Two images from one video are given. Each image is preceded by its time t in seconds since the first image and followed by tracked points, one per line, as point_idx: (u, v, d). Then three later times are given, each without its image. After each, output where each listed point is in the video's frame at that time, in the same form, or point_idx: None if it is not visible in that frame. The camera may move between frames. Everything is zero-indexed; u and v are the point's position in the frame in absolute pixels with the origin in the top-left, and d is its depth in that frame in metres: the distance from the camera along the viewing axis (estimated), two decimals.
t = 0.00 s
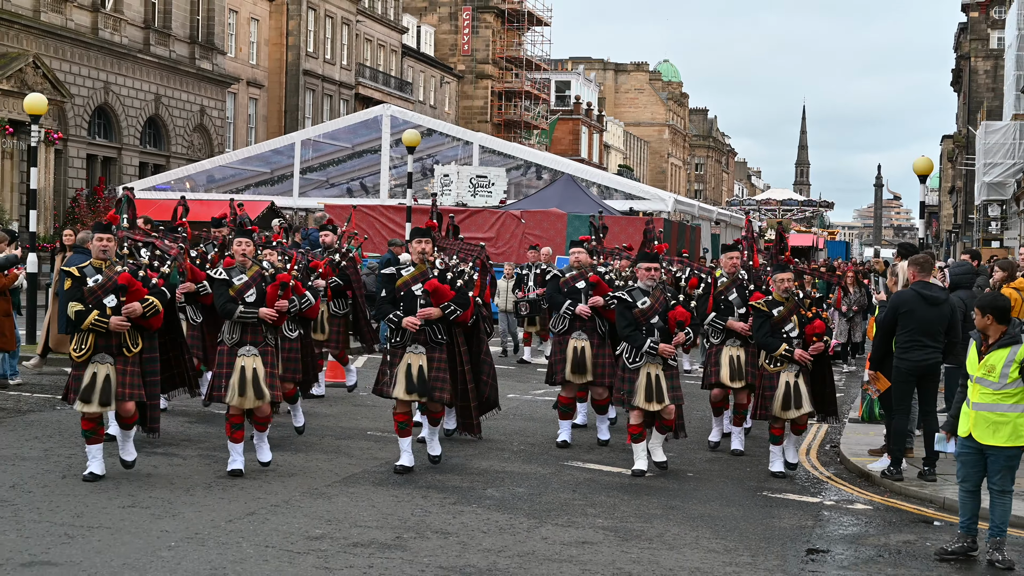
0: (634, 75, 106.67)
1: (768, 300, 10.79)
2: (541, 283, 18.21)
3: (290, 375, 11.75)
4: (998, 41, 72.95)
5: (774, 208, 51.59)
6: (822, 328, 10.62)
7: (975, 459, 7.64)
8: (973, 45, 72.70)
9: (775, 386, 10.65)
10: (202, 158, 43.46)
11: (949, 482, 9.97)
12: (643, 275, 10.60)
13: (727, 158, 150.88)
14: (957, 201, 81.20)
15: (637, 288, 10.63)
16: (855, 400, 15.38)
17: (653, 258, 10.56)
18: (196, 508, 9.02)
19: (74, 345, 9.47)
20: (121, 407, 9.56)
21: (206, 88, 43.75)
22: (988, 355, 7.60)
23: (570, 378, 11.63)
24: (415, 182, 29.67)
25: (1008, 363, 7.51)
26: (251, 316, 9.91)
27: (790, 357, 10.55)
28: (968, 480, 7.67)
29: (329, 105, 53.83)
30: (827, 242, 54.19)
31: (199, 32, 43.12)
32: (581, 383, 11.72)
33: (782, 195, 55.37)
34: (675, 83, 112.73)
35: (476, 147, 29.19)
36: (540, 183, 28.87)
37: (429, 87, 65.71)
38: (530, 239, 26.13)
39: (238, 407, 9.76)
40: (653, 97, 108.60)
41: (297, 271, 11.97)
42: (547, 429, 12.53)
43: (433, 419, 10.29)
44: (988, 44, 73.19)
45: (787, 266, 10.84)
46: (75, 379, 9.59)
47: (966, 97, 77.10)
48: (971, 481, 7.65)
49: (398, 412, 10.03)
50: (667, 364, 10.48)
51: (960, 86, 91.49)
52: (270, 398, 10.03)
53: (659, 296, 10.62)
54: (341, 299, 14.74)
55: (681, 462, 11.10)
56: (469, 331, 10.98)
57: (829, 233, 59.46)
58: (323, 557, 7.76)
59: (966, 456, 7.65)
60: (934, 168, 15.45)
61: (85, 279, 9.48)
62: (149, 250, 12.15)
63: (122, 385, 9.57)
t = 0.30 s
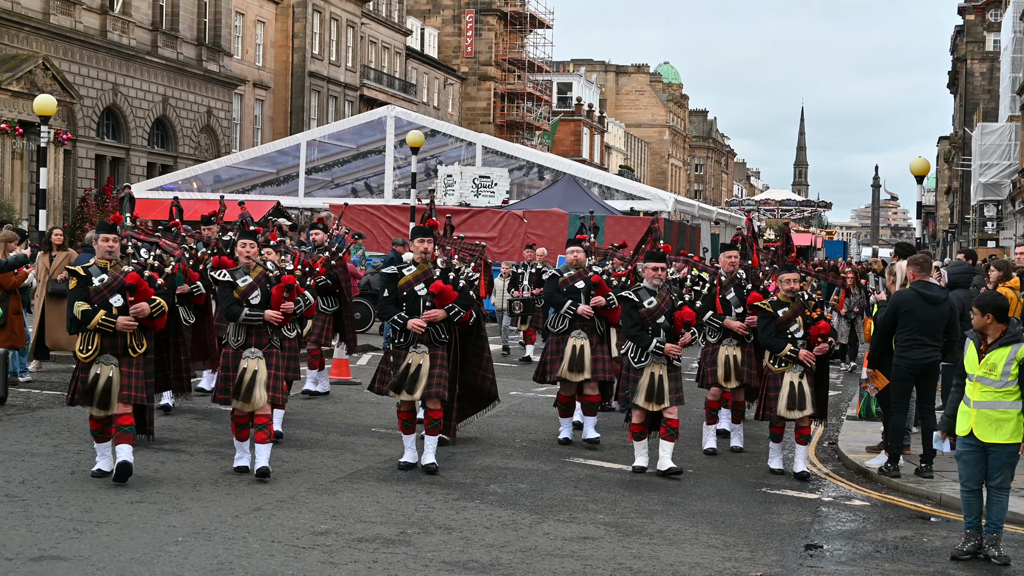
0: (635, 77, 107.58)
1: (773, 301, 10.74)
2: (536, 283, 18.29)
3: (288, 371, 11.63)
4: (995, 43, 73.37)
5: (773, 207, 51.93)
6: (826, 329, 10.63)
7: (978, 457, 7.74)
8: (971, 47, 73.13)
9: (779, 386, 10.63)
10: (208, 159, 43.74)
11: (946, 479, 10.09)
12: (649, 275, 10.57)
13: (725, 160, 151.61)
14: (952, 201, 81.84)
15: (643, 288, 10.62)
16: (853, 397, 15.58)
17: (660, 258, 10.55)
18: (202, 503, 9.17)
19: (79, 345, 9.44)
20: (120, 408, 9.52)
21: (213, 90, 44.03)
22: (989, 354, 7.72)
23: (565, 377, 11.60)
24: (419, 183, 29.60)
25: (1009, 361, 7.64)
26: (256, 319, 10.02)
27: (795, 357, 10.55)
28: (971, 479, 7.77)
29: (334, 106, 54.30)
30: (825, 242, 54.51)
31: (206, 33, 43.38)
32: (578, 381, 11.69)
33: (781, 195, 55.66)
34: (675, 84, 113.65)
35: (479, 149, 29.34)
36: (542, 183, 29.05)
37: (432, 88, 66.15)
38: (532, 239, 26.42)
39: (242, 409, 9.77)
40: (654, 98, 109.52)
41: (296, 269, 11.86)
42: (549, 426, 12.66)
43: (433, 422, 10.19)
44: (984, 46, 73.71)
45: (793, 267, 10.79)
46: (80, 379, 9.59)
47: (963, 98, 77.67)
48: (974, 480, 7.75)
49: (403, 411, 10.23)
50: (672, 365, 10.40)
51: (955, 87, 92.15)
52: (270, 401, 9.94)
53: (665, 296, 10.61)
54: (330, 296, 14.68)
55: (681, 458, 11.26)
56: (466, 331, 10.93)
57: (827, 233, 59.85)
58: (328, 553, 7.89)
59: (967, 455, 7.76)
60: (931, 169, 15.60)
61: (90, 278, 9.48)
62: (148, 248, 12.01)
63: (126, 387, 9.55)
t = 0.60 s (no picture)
0: (636, 80, 108.32)
1: (781, 301, 10.53)
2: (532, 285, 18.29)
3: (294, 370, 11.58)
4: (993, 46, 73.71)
5: (773, 209, 52.04)
6: (835, 328, 10.44)
7: (977, 455, 7.85)
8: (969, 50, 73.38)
9: (789, 387, 10.44)
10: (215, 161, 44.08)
11: (943, 477, 10.22)
12: (661, 277, 10.55)
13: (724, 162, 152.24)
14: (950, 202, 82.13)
15: (654, 290, 10.55)
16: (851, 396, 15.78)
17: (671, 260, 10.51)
18: (209, 500, 9.31)
19: (90, 345, 9.52)
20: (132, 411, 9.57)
21: (221, 93, 44.36)
22: (986, 353, 7.82)
23: (573, 378, 11.63)
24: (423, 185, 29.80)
25: (1007, 360, 7.76)
26: (266, 317, 9.98)
27: (804, 357, 10.35)
28: (970, 478, 7.88)
29: (339, 109, 54.66)
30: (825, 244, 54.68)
31: (213, 37, 43.71)
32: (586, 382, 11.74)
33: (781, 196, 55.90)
34: (676, 87, 114.36)
35: (483, 150, 29.56)
36: (545, 185, 29.17)
37: (437, 91, 66.58)
38: (535, 240, 26.66)
39: (255, 410, 9.85)
40: (655, 101, 110.14)
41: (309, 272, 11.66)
42: (551, 425, 12.81)
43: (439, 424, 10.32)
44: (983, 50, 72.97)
45: (801, 266, 10.61)
46: (90, 381, 9.58)
47: (961, 101, 78.01)
48: (973, 478, 7.87)
49: (410, 412, 10.36)
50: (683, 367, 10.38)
51: (954, 90, 92.48)
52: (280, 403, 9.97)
53: (677, 299, 10.55)
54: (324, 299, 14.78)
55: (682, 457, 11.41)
56: (470, 332, 11.03)
57: (826, 235, 60.12)
58: (333, 549, 8.03)
59: (966, 454, 7.87)
60: (930, 171, 15.71)
61: (101, 278, 9.57)
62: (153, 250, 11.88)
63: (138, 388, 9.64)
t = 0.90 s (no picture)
0: (637, 83, 108.78)
1: (784, 304, 10.56)
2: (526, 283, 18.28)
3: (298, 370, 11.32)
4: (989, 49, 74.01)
5: (771, 210, 52.18)
6: (840, 331, 10.46)
7: (985, 456, 7.88)
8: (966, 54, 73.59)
9: (797, 389, 10.42)
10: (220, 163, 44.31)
11: (941, 476, 10.29)
12: (668, 279, 10.58)
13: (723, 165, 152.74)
14: (948, 203, 82.34)
15: (660, 293, 10.57)
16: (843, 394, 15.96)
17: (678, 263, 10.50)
18: (214, 499, 9.40)
19: (92, 352, 9.10)
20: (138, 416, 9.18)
21: (225, 95, 44.57)
22: (995, 355, 7.82)
23: (577, 380, 11.60)
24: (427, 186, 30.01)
25: (1016, 361, 7.78)
26: (270, 321, 9.76)
27: (809, 360, 10.38)
28: (975, 478, 7.93)
29: (344, 112, 54.86)
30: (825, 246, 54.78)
31: (219, 40, 43.89)
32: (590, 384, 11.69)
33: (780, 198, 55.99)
34: (676, 90, 114.84)
35: (485, 152, 29.61)
36: (547, 187, 29.14)
37: (440, 93, 66.85)
38: (537, 242, 26.79)
39: (259, 414, 9.55)
40: (656, 104, 110.55)
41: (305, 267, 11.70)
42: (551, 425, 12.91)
43: (441, 422, 10.38)
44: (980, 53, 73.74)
45: (805, 269, 10.63)
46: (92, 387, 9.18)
47: (958, 102, 78.30)
48: (979, 478, 7.91)
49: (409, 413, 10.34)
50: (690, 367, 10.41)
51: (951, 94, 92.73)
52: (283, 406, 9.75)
53: (684, 300, 10.56)
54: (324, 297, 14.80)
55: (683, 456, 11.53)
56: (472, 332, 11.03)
57: (824, 236, 60.30)
58: (337, 548, 8.11)
59: (974, 455, 7.90)
60: (928, 171, 15.77)
61: (101, 284, 9.15)
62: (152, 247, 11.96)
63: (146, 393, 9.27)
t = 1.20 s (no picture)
0: (636, 89, 109.07)
1: (785, 307, 10.66)
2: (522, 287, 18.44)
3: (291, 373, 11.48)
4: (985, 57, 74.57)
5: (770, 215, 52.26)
6: (840, 334, 10.55)
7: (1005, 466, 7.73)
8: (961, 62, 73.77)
9: (796, 393, 10.54)
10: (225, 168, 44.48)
11: (936, 478, 10.42)
12: (669, 284, 10.55)
13: (721, 169, 153.01)
14: (944, 208, 82.45)
15: (663, 297, 10.59)
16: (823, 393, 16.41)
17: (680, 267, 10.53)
18: (219, 500, 9.55)
19: (82, 358, 8.85)
20: (131, 423, 8.96)
21: (230, 102, 44.75)
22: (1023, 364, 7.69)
23: (569, 385, 11.70)
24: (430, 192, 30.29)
25: None
26: (264, 327, 9.54)
27: (810, 363, 10.44)
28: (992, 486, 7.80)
29: (347, 118, 55.07)
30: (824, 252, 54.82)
31: (224, 48, 44.12)
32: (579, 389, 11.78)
33: (778, 204, 56.07)
34: (676, 96, 115.24)
35: (486, 158, 29.58)
36: (547, 192, 29.31)
37: (442, 100, 67.08)
38: (537, 246, 26.99)
39: (254, 422, 9.42)
40: (655, 110, 110.89)
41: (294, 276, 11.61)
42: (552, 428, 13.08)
43: (441, 428, 10.60)
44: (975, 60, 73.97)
45: (804, 274, 10.74)
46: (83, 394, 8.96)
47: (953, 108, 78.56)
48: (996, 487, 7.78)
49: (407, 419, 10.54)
50: (693, 372, 10.40)
51: (946, 100, 92.94)
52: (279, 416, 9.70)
53: (686, 304, 10.58)
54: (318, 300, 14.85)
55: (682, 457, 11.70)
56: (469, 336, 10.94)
57: (822, 240, 60.42)
58: (341, 548, 8.24)
59: (996, 465, 7.74)
60: (925, 178, 15.87)
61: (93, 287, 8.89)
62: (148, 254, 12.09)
63: (135, 400, 8.99)
